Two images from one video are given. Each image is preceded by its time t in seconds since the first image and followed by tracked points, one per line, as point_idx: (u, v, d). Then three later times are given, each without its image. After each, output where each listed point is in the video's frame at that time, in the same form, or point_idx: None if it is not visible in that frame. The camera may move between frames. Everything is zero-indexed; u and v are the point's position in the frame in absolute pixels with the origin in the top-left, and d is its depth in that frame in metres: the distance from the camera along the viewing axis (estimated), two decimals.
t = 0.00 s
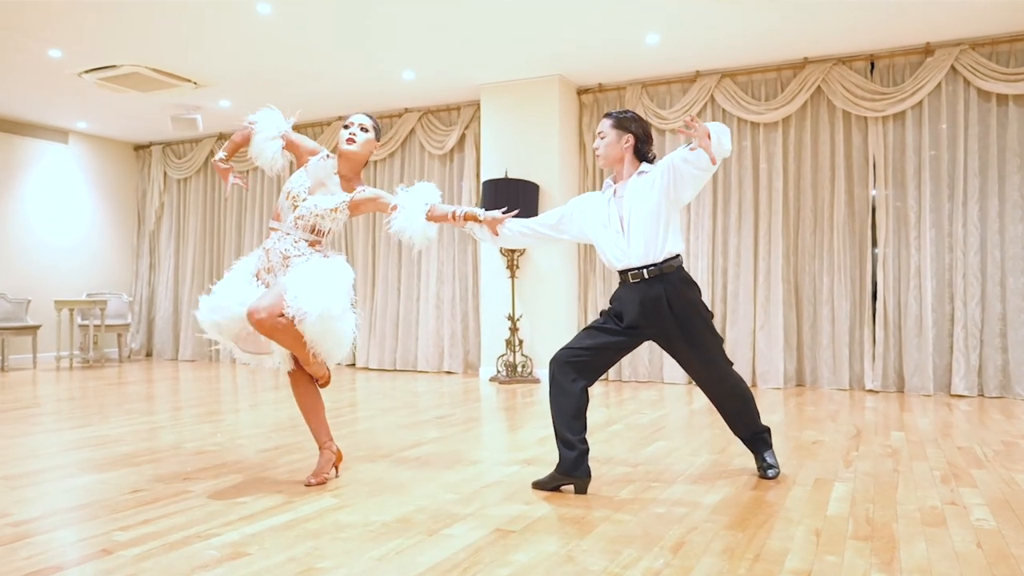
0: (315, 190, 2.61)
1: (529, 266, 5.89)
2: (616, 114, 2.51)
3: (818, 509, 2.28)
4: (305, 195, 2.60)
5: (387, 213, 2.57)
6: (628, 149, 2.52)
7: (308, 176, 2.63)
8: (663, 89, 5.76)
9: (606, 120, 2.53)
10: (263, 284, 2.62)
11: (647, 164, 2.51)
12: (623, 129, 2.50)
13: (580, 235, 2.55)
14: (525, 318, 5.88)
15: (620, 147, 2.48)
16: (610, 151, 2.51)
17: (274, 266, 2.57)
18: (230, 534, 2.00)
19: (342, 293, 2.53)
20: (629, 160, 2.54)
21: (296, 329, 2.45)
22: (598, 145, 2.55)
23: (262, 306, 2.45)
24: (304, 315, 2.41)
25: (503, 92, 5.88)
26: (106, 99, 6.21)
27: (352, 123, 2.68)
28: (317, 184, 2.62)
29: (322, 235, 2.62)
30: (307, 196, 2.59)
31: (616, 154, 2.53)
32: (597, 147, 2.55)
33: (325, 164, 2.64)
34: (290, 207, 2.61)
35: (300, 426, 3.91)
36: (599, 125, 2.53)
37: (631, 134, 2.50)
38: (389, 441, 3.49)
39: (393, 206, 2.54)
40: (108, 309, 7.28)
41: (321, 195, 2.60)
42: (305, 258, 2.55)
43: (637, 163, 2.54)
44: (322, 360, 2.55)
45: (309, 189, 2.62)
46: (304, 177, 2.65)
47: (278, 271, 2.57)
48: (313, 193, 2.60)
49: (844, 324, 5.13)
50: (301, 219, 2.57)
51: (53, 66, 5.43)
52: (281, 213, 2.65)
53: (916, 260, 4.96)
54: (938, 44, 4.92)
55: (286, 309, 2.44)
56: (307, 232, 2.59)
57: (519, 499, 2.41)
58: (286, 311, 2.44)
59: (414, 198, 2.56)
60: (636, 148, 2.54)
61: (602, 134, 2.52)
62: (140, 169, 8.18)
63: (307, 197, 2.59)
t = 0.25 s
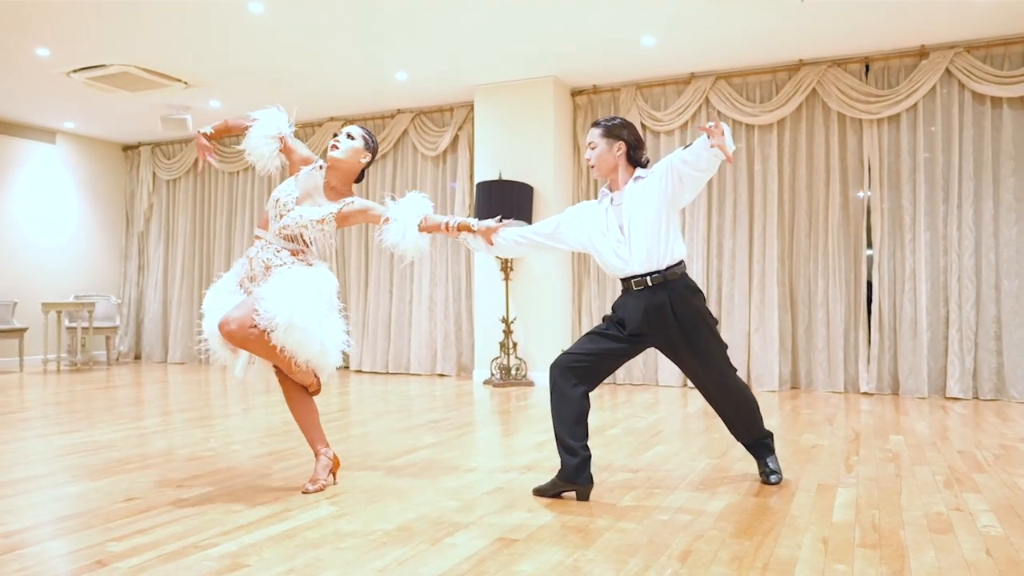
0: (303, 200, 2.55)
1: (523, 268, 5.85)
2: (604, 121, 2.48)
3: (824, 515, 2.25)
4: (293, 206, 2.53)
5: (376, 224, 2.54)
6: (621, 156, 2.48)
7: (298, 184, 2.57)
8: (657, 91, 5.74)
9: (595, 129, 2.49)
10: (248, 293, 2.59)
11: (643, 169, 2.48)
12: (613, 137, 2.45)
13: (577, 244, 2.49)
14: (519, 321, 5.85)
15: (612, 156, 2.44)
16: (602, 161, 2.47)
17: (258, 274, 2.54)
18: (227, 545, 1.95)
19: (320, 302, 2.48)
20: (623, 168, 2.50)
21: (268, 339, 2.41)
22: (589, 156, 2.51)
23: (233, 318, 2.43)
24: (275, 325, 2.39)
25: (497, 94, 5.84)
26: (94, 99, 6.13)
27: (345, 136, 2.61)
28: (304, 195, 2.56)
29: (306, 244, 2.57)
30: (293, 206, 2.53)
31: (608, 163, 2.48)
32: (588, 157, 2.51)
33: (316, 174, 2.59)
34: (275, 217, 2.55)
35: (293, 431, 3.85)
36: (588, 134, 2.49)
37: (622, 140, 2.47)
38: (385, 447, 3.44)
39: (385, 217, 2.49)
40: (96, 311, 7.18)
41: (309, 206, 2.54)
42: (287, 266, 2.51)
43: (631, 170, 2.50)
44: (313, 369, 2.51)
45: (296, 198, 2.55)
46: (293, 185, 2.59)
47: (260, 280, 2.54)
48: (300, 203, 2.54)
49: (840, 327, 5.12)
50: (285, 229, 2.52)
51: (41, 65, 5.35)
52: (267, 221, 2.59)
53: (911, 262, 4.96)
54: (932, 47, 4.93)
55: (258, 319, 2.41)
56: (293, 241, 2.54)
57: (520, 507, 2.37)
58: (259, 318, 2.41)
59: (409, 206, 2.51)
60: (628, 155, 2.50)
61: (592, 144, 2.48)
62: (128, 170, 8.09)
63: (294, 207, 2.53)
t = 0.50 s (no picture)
0: (291, 206, 2.53)
1: (518, 269, 5.82)
2: (595, 129, 2.43)
3: (829, 520, 2.23)
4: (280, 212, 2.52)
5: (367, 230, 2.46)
6: (614, 163, 2.44)
7: (287, 190, 2.56)
8: (654, 91, 5.72)
9: (586, 137, 2.45)
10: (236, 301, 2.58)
11: (639, 174, 2.43)
12: (605, 145, 2.41)
13: (574, 251, 2.45)
14: (515, 323, 5.82)
15: (606, 164, 2.40)
16: (596, 170, 2.43)
17: (245, 281, 2.51)
18: (226, 554, 1.92)
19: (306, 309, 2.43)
20: (617, 175, 2.46)
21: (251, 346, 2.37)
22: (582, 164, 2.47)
23: (216, 326, 2.41)
24: (256, 333, 2.34)
25: (493, 94, 5.81)
26: (86, 98, 6.07)
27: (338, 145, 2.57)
28: (292, 200, 2.54)
29: (291, 249, 2.52)
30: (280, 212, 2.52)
31: (601, 171, 2.45)
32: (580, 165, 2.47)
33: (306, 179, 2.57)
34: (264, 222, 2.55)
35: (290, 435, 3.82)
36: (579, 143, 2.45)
37: (614, 147, 2.43)
38: (382, 451, 3.40)
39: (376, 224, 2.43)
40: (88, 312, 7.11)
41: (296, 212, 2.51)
42: (273, 274, 2.47)
43: (625, 177, 2.47)
44: (307, 376, 2.47)
45: (285, 204, 2.54)
46: (283, 190, 2.58)
47: (247, 287, 2.51)
48: (288, 208, 2.53)
49: (837, 328, 5.11)
50: (273, 235, 2.50)
51: (32, 64, 5.29)
52: (256, 226, 2.59)
53: (909, 264, 4.96)
54: (929, 48, 4.94)
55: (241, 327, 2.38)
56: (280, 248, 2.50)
57: (523, 513, 2.34)
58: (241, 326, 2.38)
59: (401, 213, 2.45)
60: (622, 161, 2.45)
61: (584, 152, 2.44)
62: (120, 170, 8.02)
63: (281, 213, 2.51)
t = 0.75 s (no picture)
0: (281, 208, 2.45)
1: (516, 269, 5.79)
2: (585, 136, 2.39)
3: (839, 524, 2.21)
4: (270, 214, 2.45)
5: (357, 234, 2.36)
6: (608, 171, 2.40)
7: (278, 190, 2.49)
8: (652, 91, 5.70)
9: (576, 147, 2.41)
10: (226, 307, 2.53)
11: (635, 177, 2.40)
12: (597, 154, 2.37)
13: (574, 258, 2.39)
14: (513, 323, 5.79)
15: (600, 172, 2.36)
16: (590, 179, 2.39)
17: (235, 286, 2.46)
18: (228, 562, 1.87)
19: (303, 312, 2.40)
20: (612, 180, 2.43)
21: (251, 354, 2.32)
22: (575, 174, 2.42)
23: (213, 334, 2.37)
24: (254, 339, 2.30)
25: (491, 93, 5.78)
26: (78, 96, 6.00)
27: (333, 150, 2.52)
28: (282, 202, 2.45)
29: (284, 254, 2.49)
30: (271, 214, 2.45)
31: (595, 180, 2.40)
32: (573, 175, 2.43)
33: (298, 180, 2.49)
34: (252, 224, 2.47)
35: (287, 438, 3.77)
36: (570, 153, 2.40)
37: (606, 154, 2.39)
38: (381, 454, 3.35)
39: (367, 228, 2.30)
40: (79, 313, 7.03)
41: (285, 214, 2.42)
42: (265, 278, 2.43)
43: (620, 182, 2.44)
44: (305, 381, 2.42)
45: (275, 206, 2.46)
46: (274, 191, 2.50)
47: (238, 292, 2.46)
48: (278, 210, 2.45)
49: (836, 329, 5.10)
50: (262, 237, 2.44)
51: (24, 61, 5.22)
52: (245, 228, 2.51)
53: (908, 264, 4.94)
54: (929, 49, 4.93)
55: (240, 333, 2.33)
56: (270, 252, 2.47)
57: (528, 518, 2.30)
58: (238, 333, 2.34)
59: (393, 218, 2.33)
60: (615, 167, 2.42)
61: (576, 162, 2.40)
62: (112, 169, 7.94)
63: (271, 215, 2.43)
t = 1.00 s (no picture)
0: (275, 208, 2.42)
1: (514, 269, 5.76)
2: (577, 144, 2.34)
3: (849, 526, 2.18)
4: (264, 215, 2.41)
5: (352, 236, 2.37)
6: (604, 176, 2.35)
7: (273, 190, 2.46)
8: (651, 91, 5.67)
9: (569, 156, 2.36)
10: (220, 310, 2.46)
11: (632, 179, 2.36)
12: (591, 160, 2.32)
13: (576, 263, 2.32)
14: (511, 324, 5.76)
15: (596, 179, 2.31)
16: (587, 186, 2.33)
17: (229, 289, 2.41)
18: (231, 565, 1.84)
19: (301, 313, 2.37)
20: (609, 186, 2.37)
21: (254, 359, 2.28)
22: (571, 183, 2.37)
23: (211, 340, 2.31)
24: (255, 343, 2.26)
25: (489, 92, 5.74)
26: (72, 95, 5.94)
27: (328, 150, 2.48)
28: (277, 203, 2.43)
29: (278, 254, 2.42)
30: (264, 215, 2.41)
31: (591, 187, 2.35)
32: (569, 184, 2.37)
33: (293, 181, 2.46)
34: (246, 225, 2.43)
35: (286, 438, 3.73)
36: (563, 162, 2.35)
37: (601, 160, 2.34)
38: (382, 455, 3.32)
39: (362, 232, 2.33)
40: (73, 313, 6.97)
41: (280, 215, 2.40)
42: (259, 281, 2.38)
43: (618, 186, 2.38)
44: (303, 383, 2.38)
45: (270, 206, 2.43)
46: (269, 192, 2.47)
47: (232, 295, 2.41)
48: (272, 210, 2.42)
49: (836, 328, 5.09)
50: (256, 239, 2.40)
51: (18, 59, 5.16)
52: (238, 229, 2.48)
53: (908, 264, 4.93)
54: (928, 48, 4.92)
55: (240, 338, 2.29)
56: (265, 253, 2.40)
57: (534, 520, 2.27)
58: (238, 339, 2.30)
59: (387, 222, 2.34)
60: (611, 172, 2.37)
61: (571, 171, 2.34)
62: (106, 169, 7.88)
63: (265, 216, 2.40)
